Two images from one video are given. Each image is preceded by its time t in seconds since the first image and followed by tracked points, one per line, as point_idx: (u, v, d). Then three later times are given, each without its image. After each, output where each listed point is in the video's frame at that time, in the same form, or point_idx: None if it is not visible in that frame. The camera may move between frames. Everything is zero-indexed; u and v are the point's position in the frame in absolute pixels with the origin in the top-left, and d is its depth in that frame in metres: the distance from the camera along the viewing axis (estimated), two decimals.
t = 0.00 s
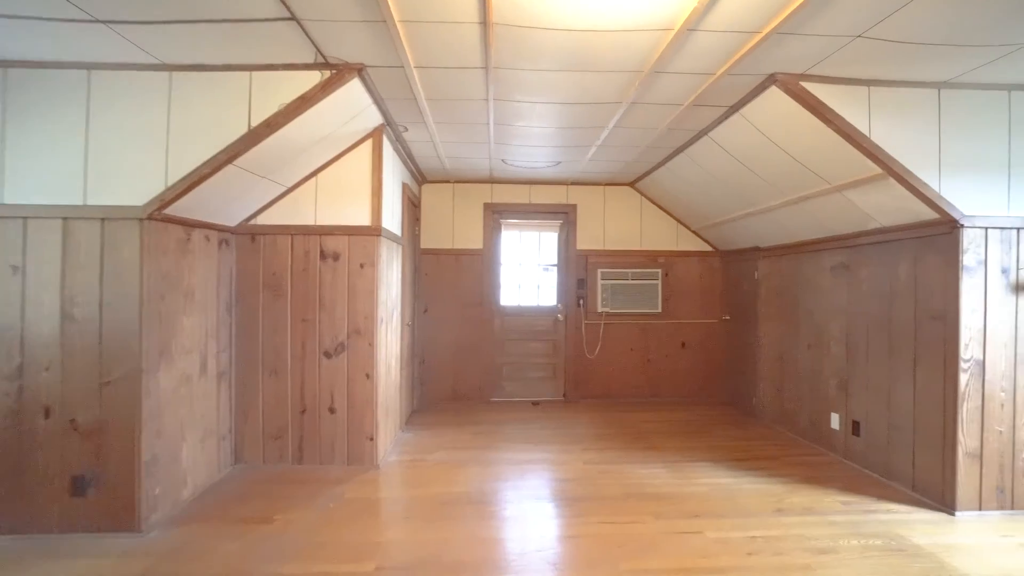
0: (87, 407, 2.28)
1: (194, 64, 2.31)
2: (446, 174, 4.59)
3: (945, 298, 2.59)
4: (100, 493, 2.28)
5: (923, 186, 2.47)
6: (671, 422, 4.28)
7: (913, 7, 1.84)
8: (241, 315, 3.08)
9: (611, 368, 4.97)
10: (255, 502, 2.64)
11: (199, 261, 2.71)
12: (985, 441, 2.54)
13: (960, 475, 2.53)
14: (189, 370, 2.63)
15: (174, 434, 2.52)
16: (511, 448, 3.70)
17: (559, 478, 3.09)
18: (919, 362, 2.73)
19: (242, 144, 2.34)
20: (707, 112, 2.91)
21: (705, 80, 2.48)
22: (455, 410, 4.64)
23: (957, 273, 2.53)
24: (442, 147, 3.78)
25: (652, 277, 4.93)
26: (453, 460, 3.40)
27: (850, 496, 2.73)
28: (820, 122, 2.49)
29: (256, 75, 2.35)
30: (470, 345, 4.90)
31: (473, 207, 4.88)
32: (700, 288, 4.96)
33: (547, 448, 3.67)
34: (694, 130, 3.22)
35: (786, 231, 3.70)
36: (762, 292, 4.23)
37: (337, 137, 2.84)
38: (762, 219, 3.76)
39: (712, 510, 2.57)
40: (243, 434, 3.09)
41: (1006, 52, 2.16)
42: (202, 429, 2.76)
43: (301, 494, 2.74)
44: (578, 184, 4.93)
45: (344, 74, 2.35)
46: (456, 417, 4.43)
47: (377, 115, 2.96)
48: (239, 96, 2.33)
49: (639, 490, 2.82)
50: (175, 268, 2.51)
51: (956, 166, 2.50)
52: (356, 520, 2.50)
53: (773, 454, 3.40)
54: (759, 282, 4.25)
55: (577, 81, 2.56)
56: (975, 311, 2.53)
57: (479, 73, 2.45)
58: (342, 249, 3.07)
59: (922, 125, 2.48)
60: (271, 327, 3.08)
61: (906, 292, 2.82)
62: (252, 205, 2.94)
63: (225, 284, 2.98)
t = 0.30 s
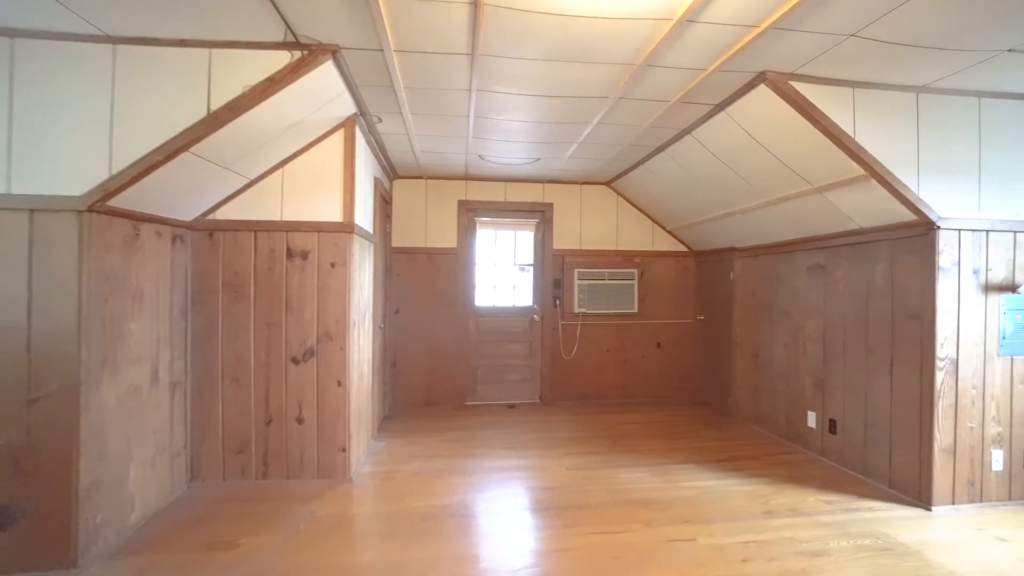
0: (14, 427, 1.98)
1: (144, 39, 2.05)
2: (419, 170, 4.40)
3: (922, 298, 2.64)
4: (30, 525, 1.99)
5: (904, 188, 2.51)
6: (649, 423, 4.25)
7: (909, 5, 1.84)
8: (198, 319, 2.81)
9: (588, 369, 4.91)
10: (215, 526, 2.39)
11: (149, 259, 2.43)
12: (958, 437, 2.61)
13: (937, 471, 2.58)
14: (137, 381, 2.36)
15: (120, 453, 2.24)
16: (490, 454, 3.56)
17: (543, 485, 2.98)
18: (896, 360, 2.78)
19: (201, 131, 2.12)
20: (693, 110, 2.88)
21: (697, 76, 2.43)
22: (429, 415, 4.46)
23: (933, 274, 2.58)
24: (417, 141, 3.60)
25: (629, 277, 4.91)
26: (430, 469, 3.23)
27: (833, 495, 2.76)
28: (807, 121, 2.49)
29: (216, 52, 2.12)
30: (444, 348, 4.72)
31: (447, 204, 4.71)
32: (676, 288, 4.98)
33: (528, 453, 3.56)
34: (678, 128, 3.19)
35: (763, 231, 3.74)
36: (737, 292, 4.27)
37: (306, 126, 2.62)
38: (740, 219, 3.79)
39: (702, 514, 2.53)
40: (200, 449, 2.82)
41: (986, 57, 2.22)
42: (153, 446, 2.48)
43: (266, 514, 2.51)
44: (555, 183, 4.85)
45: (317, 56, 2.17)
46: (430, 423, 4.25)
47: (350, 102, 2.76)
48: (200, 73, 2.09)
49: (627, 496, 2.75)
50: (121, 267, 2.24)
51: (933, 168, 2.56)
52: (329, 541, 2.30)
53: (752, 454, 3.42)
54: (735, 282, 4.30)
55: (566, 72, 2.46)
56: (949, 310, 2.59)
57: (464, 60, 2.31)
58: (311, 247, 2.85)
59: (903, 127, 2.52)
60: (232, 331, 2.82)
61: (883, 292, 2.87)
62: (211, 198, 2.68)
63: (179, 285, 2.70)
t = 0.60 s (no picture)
0: None
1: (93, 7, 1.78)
2: (395, 165, 4.23)
3: (903, 299, 2.69)
4: None
5: (889, 189, 2.54)
6: (631, 424, 4.22)
7: (908, 6, 1.83)
8: (157, 322, 2.57)
9: (569, 370, 4.85)
10: (177, 550, 2.17)
11: (100, 256, 2.19)
12: (937, 434, 2.67)
13: (917, 468, 2.63)
14: (87, 392, 2.12)
15: (66, 475, 2.00)
16: (473, 460, 3.43)
17: (531, 492, 2.88)
18: (878, 360, 2.82)
19: (163, 115, 1.92)
20: (682, 108, 2.85)
21: (691, 72, 2.39)
22: (406, 420, 4.29)
23: (914, 275, 2.63)
24: (396, 134, 3.43)
25: (609, 277, 4.88)
26: (411, 478, 3.08)
27: (819, 494, 2.78)
28: (797, 121, 2.48)
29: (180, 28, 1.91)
30: (422, 350, 4.56)
31: (424, 201, 4.55)
32: (655, 289, 4.99)
33: (512, 458, 3.45)
34: (666, 127, 3.16)
35: (745, 231, 3.77)
36: (717, 293, 4.30)
37: (280, 113, 2.43)
38: (722, 219, 3.80)
39: (695, 518, 2.49)
40: (159, 464, 2.58)
41: (970, 62, 2.26)
42: (105, 464, 2.24)
43: (235, 535, 2.31)
44: (535, 181, 4.76)
45: (293, 36, 2.02)
46: (408, 429, 4.08)
47: (327, 90, 2.59)
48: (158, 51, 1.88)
49: (618, 502, 2.69)
50: (68, 265, 1.99)
51: (915, 171, 2.60)
52: (307, 562, 2.13)
53: (737, 454, 3.43)
54: (715, 283, 4.33)
55: (559, 63, 2.36)
56: (930, 310, 2.64)
57: (454, 46, 2.18)
58: (283, 244, 2.65)
59: (888, 130, 2.55)
60: (195, 335, 2.59)
61: (864, 293, 2.91)
62: (173, 191, 2.45)
63: (135, 286, 2.46)
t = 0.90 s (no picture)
0: None
1: None
2: (372, 158, 4.03)
3: (887, 298, 2.73)
4: None
5: (876, 190, 2.58)
6: (615, 426, 4.18)
7: (911, 5, 1.83)
8: (109, 325, 2.30)
9: (549, 371, 4.78)
10: None
11: (43, 251, 1.93)
12: (919, 430, 2.73)
13: (901, 464, 2.69)
14: (26, 406, 1.85)
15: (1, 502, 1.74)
16: (457, 466, 3.29)
17: (522, 499, 2.77)
18: (862, 358, 2.87)
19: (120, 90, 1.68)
20: (675, 104, 2.80)
21: (689, 66, 2.34)
22: (382, 426, 4.09)
23: (898, 275, 2.68)
24: (375, 125, 3.25)
25: (590, 276, 4.83)
26: (393, 488, 2.91)
27: (807, 492, 2.79)
28: (791, 120, 2.48)
29: None
30: (398, 352, 4.37)
31: (401, 197, 4.36)
32: (635, 288, 4.98)
33: (497, 463, 3.33)
34: (656, 123, 3.11)
35: (728, 231, 3.79)
36: (699, 292, 4.32)
37: (253, 96, 2.23)
38: (706, 219, 3.81)
39: (692, 522, 2.45)
40: (112, 483, 2.32)
41: (957, 67, 2.31)
42: (48, 487, 1.97)
43: (203, 560, 2.09)
44: (516, 178, 4.65)
45: (272, 10, 1.83)
46: (385, 434, 3.89)
47: (305, 72, 2.39)
48: (116, 11, 1.61)
49: (612, 507, 2.61)
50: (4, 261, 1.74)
51: (899, 172, 2.65)
52: None
53: (722, 453, 3.43)
54: (696, 282, 4.35)
55: (557, 52, 2.26)
56: (913, 309, 2.70)
57: (448, 28, 2.05)
58: (255, 239, 2.44)
59: (876, 131, 2.59)
60: (155, 340, 2.34)
61: (848, 292, 2.96)
62: (129, 178, 2.20)
63: (84, 285, 2.19)
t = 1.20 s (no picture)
0: None
1: None
2: (351, 152, 3.85)
3: (874, 297, 2.78)
4: None
5: (866, 190, 2.61)
6: (601, 427, 4.14)
7: (914, 4, 1.84)
8: (63, 329, 2.07)
9: (534, 372, 4.70)
10: None
11: None
12: (903, 427, 2.79)
13: (887, 460, 2.73)
14: None
15: None
16: (445, 472, 3.17)
17: (515, 505, 2.68)
18: (849, 356, 2.91)
19: (77, 64, 1.48)
20: (669, 101, 2.77)
21: (690, 61, 2.31)
22: (363, 431, 3.91)
23: (885, 274, 2.73)
24: (358, 116, 3.09)
25: (574, 276, 4.78)
26: (379, 497, 2.76)
27: (798, 490, 2.81)
28: (787, 118, 2.48)
29: None
30: (378, 354, 4.20)
31: (381, 193, 4.20)
32: (619, 288, 4.97)
33: (486, 468, 3.22)
34: (648, 120, 3.08)
35: (714, 230, 3.80)
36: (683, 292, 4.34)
37: (231, 79, 2.05)
38: (692, 218, 3.81)
39: (690, 524, 2.41)
40: (67, 504, 2.09)
41: (945, 70, 2.37)
42: None
43: None
44: (500, 175, 4.56)
45: None
46: (366, 440, 3.72)
47: (287, 55, 2.23)
48: None
49: (609, 511, 2.55)
50: None
51: (887, 173, 2.70)
52: None
53: (711, 453, 3.43)
54: (681, 282, 4.37)
55: (557, 41, 2.18)
56: (898, 308, 2.76)
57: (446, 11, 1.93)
58: (231, 234, 2.25)
59: (866, 132, 2.62)
60: (116, 344, 2.13)
61: (835, 291, 3.00)
62: (88, 166, 1.99)
63: (34, 284, 1.96)
